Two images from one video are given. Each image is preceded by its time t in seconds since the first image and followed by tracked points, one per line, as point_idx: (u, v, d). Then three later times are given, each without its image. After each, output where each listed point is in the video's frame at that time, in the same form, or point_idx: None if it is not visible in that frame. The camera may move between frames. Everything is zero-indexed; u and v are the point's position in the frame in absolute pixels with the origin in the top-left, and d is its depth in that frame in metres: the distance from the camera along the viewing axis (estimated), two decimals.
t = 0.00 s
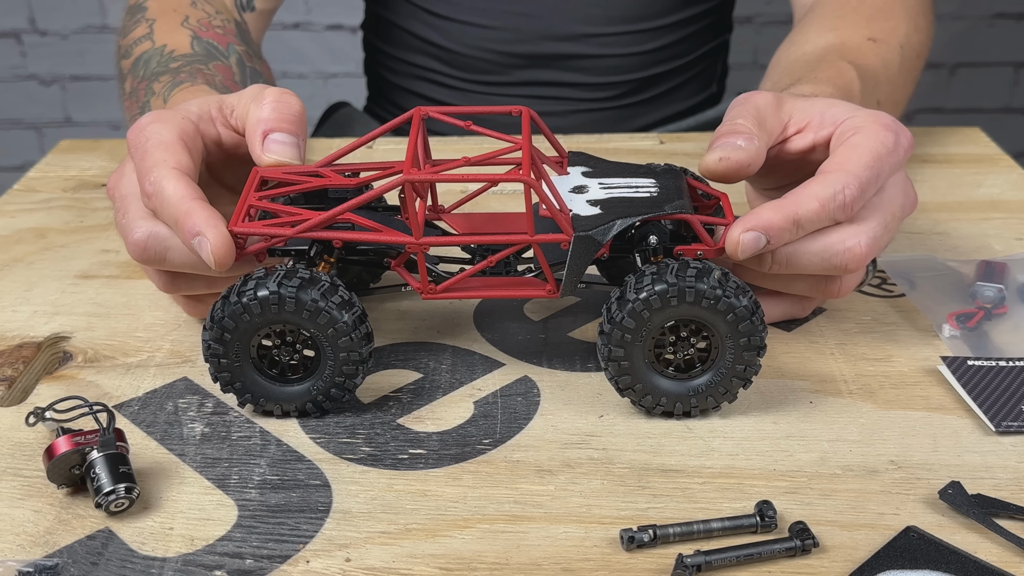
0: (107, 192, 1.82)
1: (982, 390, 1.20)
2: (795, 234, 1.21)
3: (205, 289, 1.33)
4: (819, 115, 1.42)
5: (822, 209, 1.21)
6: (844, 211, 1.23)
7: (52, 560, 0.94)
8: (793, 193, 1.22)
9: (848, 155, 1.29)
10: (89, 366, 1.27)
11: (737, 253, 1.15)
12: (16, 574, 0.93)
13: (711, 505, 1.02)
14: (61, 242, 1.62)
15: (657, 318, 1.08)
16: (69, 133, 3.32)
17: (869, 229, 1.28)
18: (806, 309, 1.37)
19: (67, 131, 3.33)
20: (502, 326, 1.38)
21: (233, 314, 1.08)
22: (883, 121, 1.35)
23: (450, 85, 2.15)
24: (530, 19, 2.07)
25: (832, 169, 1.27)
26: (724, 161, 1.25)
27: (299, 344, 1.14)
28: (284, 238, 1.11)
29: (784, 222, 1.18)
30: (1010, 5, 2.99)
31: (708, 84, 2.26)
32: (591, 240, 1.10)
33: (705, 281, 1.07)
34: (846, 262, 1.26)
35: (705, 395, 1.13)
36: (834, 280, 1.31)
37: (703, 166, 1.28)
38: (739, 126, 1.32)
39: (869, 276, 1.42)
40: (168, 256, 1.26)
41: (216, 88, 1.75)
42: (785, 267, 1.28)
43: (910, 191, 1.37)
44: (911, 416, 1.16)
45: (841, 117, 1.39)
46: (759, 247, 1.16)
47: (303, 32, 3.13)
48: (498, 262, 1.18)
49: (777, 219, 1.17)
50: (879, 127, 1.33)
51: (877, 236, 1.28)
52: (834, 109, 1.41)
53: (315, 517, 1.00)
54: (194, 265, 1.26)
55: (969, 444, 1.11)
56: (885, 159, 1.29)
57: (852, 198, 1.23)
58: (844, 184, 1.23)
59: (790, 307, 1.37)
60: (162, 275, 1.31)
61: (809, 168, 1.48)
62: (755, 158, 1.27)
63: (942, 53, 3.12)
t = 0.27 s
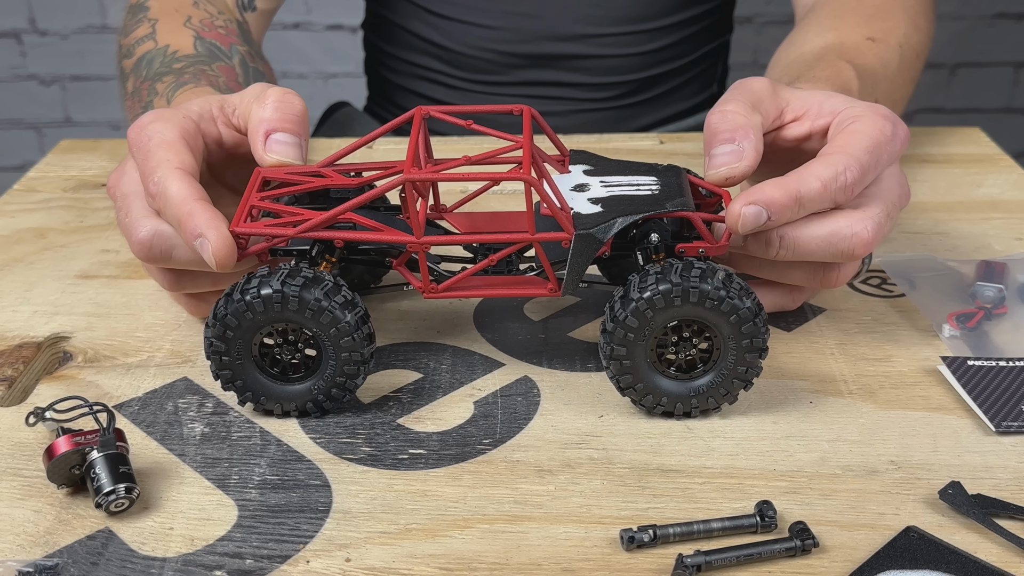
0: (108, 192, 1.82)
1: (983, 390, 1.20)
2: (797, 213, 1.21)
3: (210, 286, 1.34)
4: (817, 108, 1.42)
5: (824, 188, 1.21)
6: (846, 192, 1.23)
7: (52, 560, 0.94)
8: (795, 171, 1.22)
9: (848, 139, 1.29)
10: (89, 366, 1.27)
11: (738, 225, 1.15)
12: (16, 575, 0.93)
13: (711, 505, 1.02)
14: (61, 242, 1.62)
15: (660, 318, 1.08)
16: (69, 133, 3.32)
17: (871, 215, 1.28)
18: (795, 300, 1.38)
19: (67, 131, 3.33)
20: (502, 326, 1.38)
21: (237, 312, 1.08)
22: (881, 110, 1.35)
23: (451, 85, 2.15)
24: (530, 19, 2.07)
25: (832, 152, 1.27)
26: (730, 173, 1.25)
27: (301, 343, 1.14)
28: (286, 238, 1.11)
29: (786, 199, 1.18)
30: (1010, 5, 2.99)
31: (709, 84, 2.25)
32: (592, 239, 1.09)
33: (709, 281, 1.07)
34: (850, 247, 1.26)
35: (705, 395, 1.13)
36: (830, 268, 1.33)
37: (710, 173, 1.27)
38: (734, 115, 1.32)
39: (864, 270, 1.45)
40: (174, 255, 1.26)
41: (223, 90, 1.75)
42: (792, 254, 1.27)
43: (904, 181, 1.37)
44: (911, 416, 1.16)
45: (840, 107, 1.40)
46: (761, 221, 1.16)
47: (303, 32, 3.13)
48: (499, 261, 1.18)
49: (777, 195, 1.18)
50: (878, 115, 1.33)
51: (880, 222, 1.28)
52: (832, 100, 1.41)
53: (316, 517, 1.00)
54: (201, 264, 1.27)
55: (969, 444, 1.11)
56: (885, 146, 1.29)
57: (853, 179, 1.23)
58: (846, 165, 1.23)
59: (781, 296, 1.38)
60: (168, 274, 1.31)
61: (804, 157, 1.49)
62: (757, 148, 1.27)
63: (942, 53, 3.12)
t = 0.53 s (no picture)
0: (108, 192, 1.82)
1: (983, 390, 1.20)
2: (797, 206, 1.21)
3: (217, 285, 1.35)
4: (818, 106, 1.42)
5: (826, 182, 1.21)
6: (847, 187, 1.23)
7: (52, 560, 0.94)
8: (796, 164, 1.22)
9: (849, 135, 1.29)
10: (89, 367, 1.27)
11: (738, 214, 1.15)
12: (16, 575, 0.93)
13: (711, 505, 1.02)
14: (61, 242, 1.62)
15: (663, 317, 1.08)
16: (69, 133, 3.32)
17: (872, 211, 1.28)
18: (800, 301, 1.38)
19: (67, 131, 3.33)
20: (502, 326, 1.38)
21: (240, 310, 1.08)
22: (882, 109, 1.36)
23: (451, 85, 2.15)
24: (531, 19, 2.07)
25: (834, 147, 1.27)
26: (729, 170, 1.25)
27: (303, 343, 1.14)
28: (287, 234, 1.11)
29: (787, 191, 1.18)
30: (1010, 5, 2.99)
31: (709, 84, 2.25)
32: (593, 233, 1.10)
33: (712, 282, 1.07)
34: (850, 243, 1.26)
35: (706, 395, 1.13)
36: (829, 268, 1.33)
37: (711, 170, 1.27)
38: (732, 111, 1.32)
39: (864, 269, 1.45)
40: (178, 251, 1.26)
41: (222, 90, 1.75)
42: (792, 249, 1.27)
43: (902, 180, 1.37)
44: (911, 416, 1.16)
45: (841, 106, 1.40)
46: (761, 212, 1.16)
47: (303, 33, 3.13)
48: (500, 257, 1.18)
49: (778, 186, 1.18)
50: (879, 113, 1.34)
51: (880, 219, 1.28)
52: (833, 98, 1.42)
53: (316, 517, 1.00)
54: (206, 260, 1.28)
55: (969, 444, 1.11)
56: (886, 143, 1.29)
57: (855, 174, 1.23)
58: (848, 160, 1.23)
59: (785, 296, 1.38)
60: (174, 274, 1.32)
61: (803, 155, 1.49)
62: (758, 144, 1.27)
63: (942, 53, 3.12)
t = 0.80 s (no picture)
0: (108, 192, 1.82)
1: (982, 390, 1.20)
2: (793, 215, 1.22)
3: (210, 291, 1.34)
4: (820, 115, 1.42)
5: (825, 192, 1.21)
6: (847, 200, 1.23)
7: (52, 560, 0.94)
8: (796, 174, 1.23)
9: (851, 146, 1.29)
10: (89, 366, 1.27)
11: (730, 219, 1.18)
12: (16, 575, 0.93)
13: (711, 505, 1.02)
14: (61, 242, 1.62)
15: (665, 316, 1.08)
16: (69, 133, 3.32)
17: (871, 224, 1.28)
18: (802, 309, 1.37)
19: (67, 131, 3.33)
20: (502, 326, 1.38)
21: (239, 310, 1.08)
22: (884, 120, 1.35)
23: (451, 84, 2.15)
24: (531, 20, 2.07)
25: (837, 158, 1.27)
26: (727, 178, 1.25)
27: (303, 343, 1.14)
28: (289, 230, 1.12)
29: (782, 200, 1.19)
30: (1010, 5, 2.99)
31: (708, 84, 2.25)
32: (594, 230, 1.10)
33: (715, 281, 1.07)
34: (847, 256, 1.26)
35: (707, 395, 1.13)
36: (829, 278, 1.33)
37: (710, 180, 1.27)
38: (734, 119, 1.31)
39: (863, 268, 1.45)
40: (177, 254, 1.28)
41: (220, 89, 1.75)
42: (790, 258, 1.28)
43: (904, 191, 1.36)
44: (911, 416, 1.16)
45: (843, 114, 1.39)
46: (753, 217, 1.19)
47: (303, 33, 3.13)
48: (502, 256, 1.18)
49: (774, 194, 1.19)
50: (881, 123, 1.33)
51: (877, 231, 1.28)
52: (835, 107, 1.41)
53: (316, 517, 1.00)
54: (203, 262, 1.29)
55: (969, 444, 1.11)
56: (889, 154, 1.29)
57: (856, 187, 1.22)
58: (849, 171, 1.22)
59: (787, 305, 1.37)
60: (167, 276, 1.31)
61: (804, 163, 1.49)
62: (758, 152, 1.26)
63: (942, 53, 3.12)
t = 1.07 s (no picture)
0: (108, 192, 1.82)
1: (983, 390, 1.20)
2: (841, 198, 1.22)
3: (143, 283, 1.31)
4: (844, 106, 1.40)
5: (878, 178, 1.21)
6: (902, 184, 1.23)
7: (52, 560, 0.94)
8: (848, 158, 1.23)
9: (896, 132, 1.29)
10: (89, 366, 1.27)
11: (779, 191, 1.20)
12: (16, 574, 0.92)
13: (711, 505, 1.02)
14: (61, 242, 1.62)
15: (660, 316, 1.08)
16: (69, 133, 3.32)
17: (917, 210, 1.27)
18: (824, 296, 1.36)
19: (67, 131, 3.33)
20: (502, 326, 1.38)
21: (234, 310, 1.09)
22: (911, 108, 1.36)
23: (451, 85, 2.15)
24: (532, 20, 2.07)
25: (887, 143, 1.27)
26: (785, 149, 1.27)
27: (299, 342, 1.14)
28: (287, 234, 1.11)
29: (834, 181, 1.20)
30: (1010, 5, 2.99)
31: (708, 85, 2.25)
32: (590, 232, 1.10)
33: (709, 280, 1.07)
34: (896, 240, 1.25)
35: (706, 394, 1.13)
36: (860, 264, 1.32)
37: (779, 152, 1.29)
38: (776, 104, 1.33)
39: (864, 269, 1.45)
40: (101, 243, 1.24)
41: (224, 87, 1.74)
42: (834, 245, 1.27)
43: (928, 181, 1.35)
44: (911, 416, 1.16)
45: (866, 103, 1.39)
46: (800, 194, 1.20)
47: (303, 33, 3.13)
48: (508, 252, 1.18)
49: (825, 173, 1.20)
50: (909, 111, 1.35)
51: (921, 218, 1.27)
52: (856, 97, 1.41)
53: (315, 517, 1.00)
54: (129, 252, 1.24)
55: (970, 444, 1.11)
56: (925, 142, 1.30)
57: (911, 171, 1.22)
58: (903, 158, 1.23)
59: (811, 293, 1.35)
60: (102, 266, 1.30)
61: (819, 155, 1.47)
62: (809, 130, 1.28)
63: (942, 53, 3.12)
